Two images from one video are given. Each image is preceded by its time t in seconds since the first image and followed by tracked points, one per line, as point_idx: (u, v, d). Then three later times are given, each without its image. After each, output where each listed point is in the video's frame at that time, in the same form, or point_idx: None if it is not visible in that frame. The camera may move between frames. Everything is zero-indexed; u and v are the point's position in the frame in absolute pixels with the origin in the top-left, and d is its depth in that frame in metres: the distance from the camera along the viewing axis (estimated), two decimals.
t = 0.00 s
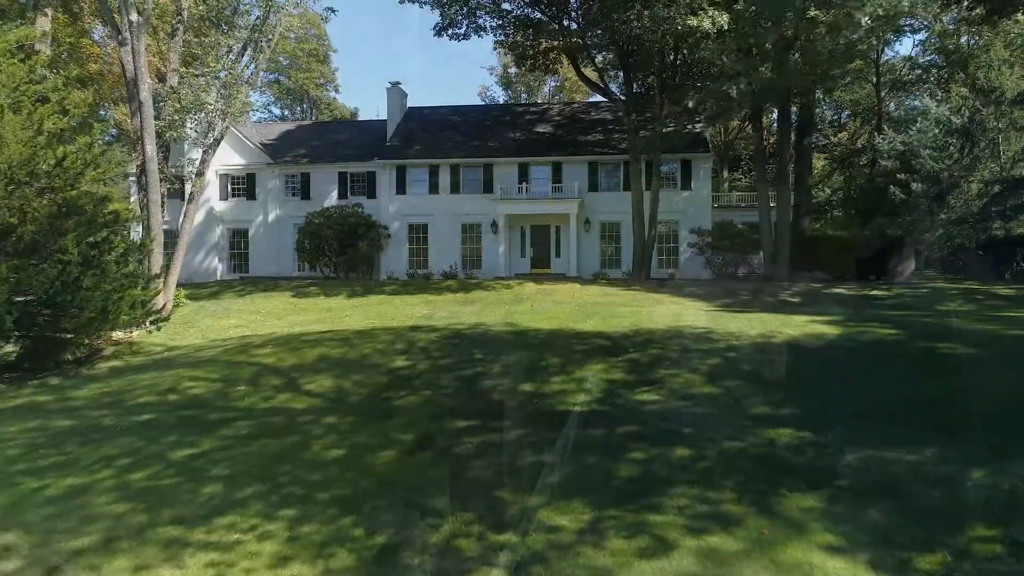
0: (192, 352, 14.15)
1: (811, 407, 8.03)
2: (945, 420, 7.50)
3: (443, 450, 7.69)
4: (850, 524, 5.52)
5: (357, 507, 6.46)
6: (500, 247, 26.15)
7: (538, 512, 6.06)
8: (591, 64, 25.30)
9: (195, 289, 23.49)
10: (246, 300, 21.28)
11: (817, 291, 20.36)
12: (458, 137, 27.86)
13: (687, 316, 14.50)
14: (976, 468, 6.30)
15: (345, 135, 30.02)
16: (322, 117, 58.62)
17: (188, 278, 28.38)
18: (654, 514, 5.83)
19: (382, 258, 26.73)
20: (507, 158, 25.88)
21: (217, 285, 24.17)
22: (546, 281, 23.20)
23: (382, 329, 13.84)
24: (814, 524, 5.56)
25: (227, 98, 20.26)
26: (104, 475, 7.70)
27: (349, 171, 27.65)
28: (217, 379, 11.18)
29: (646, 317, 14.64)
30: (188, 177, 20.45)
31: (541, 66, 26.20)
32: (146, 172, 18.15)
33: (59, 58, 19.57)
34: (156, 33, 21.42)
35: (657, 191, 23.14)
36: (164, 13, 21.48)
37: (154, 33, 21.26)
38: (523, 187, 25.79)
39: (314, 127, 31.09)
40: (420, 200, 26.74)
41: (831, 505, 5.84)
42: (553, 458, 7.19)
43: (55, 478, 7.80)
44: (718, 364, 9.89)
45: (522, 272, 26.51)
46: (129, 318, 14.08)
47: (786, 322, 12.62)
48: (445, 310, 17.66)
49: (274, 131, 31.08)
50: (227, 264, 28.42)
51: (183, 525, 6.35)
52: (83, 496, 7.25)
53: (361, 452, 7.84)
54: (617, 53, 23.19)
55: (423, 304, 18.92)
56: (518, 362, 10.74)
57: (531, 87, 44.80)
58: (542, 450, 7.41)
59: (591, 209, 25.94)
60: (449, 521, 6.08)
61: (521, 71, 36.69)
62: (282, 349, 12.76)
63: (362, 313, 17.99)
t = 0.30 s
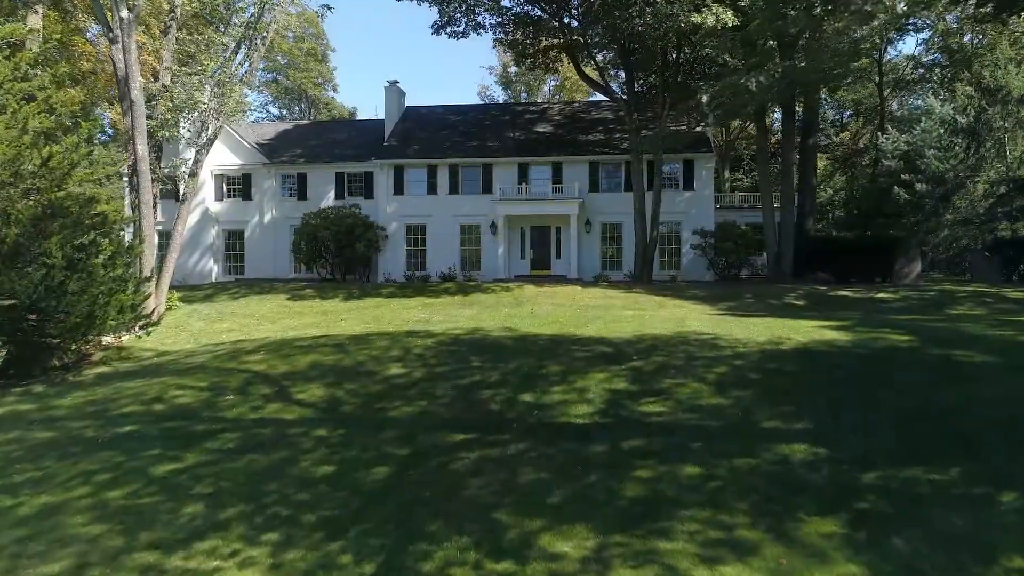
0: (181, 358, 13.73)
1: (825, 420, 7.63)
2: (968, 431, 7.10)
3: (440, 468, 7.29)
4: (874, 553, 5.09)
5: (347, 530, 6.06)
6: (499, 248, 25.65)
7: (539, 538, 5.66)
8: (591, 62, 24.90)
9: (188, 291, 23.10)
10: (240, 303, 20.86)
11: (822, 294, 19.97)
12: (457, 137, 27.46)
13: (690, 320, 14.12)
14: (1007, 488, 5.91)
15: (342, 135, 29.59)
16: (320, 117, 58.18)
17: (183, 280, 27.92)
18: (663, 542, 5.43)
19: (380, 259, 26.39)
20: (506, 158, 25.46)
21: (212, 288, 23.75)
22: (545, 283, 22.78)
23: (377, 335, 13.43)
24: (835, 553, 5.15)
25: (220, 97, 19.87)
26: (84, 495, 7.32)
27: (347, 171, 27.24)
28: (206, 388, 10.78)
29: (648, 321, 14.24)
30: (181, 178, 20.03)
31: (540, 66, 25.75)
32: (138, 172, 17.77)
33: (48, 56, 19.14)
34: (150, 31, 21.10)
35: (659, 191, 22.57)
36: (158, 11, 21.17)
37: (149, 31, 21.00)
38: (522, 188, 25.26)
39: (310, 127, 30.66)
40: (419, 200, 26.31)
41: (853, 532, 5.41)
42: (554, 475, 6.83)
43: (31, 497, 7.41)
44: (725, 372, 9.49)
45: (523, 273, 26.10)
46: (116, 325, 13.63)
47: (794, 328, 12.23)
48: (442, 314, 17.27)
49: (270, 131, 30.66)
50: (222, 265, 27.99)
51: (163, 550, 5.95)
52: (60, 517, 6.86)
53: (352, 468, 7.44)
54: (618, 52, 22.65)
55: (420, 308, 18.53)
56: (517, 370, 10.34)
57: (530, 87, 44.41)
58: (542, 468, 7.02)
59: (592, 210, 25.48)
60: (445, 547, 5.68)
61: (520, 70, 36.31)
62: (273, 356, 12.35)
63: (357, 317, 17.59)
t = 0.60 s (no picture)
0: (170, 365, 13.31)
1: (841, 435, 7.23)
2: (994, 451, 6.70)
3: (435, 488, 6.89)
4: None
5: (334, 559, 5.65)
6: (498, 250, 25.21)
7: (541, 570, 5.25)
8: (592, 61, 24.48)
9: (182, 295, 22.67)
10: (234, 307, 20.43)
11: (829, 297, 19.57)
12: (456, 137, 27.05)
13: (695, 326, 13.72)
14: None
15: (338, 136, 29.17)
16: (319, 116, 57.77)
17: (178, 282, 27.48)
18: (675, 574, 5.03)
19: (377, 262, 25.97)
20: (506, 158, 25.05)
21: (206, 290, 23.31)
22: (545, 286, 22.35)
23: (372, 342, 13.02)
24: None
25: (213, 97, 19.41)
26: (55, 517, 6.88)
27: (344, 172, 26.86)
28: (193, 398, 10.36)
29: (652, 327, 13.84)
30: (173, 179, 19.59)
31: (540, 65, 25.32)
32: (128, 173, 17.34)
33: (36, 54, 18.67)
34: (141, 29, 20.62)
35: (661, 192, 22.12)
36: (150, 8, 20.70)
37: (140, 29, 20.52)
38: (522, 188, 24.83)
39: (307, 127, 30.23)
40: (417, 202, 25.89)
41: (881, 563, 5.02)
42: (556, 496, 6.44)
43: None
44: (734, 383, 9.09)
45: (523, 276, 25.68)
46: (102, 331, 13.33)
47: (802, 336, 11.82)
48: (440, 319, 16.86)
49: (266, 131, 30.24)
50: (217, 267, 27.56)
51: None
52: (30, 542, 6.44)
53: (342, 488, 7.03)
54: (619, 51, 22.21)
55: (418, 312, 18.13)
56: (517, 380, 9.93)
57: (530, 86, 44.01)
58: (544, 488, 6.62)
59: (593, 212, 25.07)
60: None
61: (520, 70, 35.91)
62: (264, 364, 11.93)
63: (353, 322, 17.18)
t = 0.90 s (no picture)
0: (159, 373, 12.88)
1: (863, 456, 6.84)
2: None
3: (431, 510, 6.48)
4: None
5: None
6: (498, 252, 24.78)
7: None
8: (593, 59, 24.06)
9: (176, 297, 22.25)
10: (229, 310, 20.01)
11: (835, 300, 19.16)
12: (455, 137, 26.61)
13: (700, 333, 13.32)
14: None
15: (336, 135, 28.75)
16: (317, 116, 57.22)
17: (172, 284, 27.09)
18: None
19: (375, 264, 25.57)
20: (506, 158, 24.64)
21: (200, 293, 22.90)
22: (545, 288, 21.94)
23: (368, 349, 12.61)
24: None
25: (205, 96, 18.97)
26: (26, 543, 6.45)
27: (341, 172, 26.43)
28: (181, 410, 9.95)
29: (656, 334, 13.43)
30: (166, 180, 19.18)
31: (540, 65, 24.89)
32: (118, 173, 16.94)
33: (26, 53, 18.28)
34: (132, 26, 20.18)
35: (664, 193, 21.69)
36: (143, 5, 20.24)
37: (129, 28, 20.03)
38: (522, 189, 24.42)
39: (304, 127, 29.79)
40: (415, 203, 25.48)
41: None
42: (561, 521, 6.04)
43: None
44: (745, 395, 8.69)
45: (523, 278, 25.24)
46: (89, 337, 12.86)
47: (813, 343, 11.41)
48: (438, 324, 16.44)
49: (262, 131, 29.81)
50: (213, 269, 27.17)
51: None
52: None
53: (333, 510, 6.62)
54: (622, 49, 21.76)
55: (416, 316, 17.72)
56: (519, 391, 9.52)
57: (530, 85, 43.61)
58: (547, 512, 6.22)
59: (594, 213, 24.67)
60: None
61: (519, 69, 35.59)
62: (256, 372, 11.52)
63: (349, 327, 16.78)
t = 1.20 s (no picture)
0: (147, 381, 12.46)
1: (886, 477, 6.42)
2: None
3: (426, 537, 6.07)
4: None
5: None
6: (497, 254, 24.36)
7: None
8: (594, 57, 23.60)
9: (169, 300, 21.85)
10: (223, 313, 19.62)
11: (842, 303, 18.77)
12: (454, 136, 26.18)
13: (706, 339, 12.91)
14: None
15: (333, 134, 28.31)
16: (315, 114, 56.54)
17: (167, 286, 26.68)
18: None
19: (372, 265, 25.17)
20: (506, 158, 24.21)
21: (194, 295, 22.51)
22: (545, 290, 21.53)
23: (363, 356, 12.20)
24: None
25: (198, 94, 18.44)
26: None
27: (338, 172, 26.03)
28: (167, 422, 9.54)
29: (661, 340, 13.03)
30: (157, 180, 18.72)
31: (540, 63, 24.40)
32: (108, 174, 16.52)
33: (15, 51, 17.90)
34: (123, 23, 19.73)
35: (667, 194, 21.21)
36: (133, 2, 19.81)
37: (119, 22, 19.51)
38: (522, 189, 23.99)
39: (301, 125, 29.36)
40: (413, 203, 25.05)
41: None
42: (565, 550, 5.64)
43: None
44: (757, 409, 8.28)
45: (523, 279, 24.82)
46: (75, 344, 12.46)
47: (824, 351, 11.01)
48: (436, 328, 16.03)
49: (258, 130, 29.37)
50: (208, 270, 26.74)
51: None
52: None
53: (322, 536, 6.22)
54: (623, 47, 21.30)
55: (413, 320, 17.32)
56: (519, 403, 9.11)
57: (530, 83, 43.15)
58: (550, 540, 5.82)
59: (595, 214, 24.25)
60: None
61: (519, 67, 35.16)
62: (246, 381, 11.11)
63: (345, 331, 16.39)
